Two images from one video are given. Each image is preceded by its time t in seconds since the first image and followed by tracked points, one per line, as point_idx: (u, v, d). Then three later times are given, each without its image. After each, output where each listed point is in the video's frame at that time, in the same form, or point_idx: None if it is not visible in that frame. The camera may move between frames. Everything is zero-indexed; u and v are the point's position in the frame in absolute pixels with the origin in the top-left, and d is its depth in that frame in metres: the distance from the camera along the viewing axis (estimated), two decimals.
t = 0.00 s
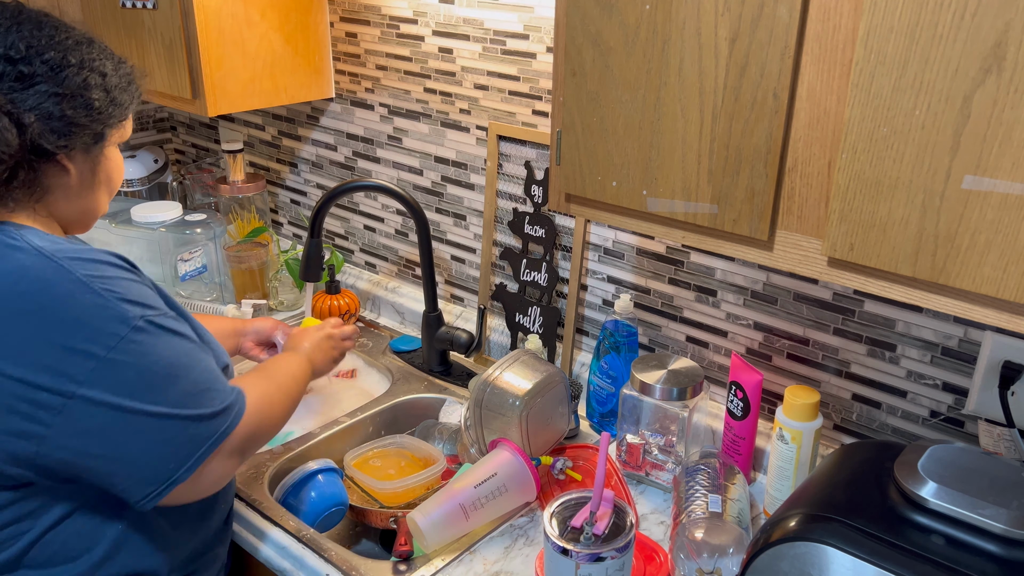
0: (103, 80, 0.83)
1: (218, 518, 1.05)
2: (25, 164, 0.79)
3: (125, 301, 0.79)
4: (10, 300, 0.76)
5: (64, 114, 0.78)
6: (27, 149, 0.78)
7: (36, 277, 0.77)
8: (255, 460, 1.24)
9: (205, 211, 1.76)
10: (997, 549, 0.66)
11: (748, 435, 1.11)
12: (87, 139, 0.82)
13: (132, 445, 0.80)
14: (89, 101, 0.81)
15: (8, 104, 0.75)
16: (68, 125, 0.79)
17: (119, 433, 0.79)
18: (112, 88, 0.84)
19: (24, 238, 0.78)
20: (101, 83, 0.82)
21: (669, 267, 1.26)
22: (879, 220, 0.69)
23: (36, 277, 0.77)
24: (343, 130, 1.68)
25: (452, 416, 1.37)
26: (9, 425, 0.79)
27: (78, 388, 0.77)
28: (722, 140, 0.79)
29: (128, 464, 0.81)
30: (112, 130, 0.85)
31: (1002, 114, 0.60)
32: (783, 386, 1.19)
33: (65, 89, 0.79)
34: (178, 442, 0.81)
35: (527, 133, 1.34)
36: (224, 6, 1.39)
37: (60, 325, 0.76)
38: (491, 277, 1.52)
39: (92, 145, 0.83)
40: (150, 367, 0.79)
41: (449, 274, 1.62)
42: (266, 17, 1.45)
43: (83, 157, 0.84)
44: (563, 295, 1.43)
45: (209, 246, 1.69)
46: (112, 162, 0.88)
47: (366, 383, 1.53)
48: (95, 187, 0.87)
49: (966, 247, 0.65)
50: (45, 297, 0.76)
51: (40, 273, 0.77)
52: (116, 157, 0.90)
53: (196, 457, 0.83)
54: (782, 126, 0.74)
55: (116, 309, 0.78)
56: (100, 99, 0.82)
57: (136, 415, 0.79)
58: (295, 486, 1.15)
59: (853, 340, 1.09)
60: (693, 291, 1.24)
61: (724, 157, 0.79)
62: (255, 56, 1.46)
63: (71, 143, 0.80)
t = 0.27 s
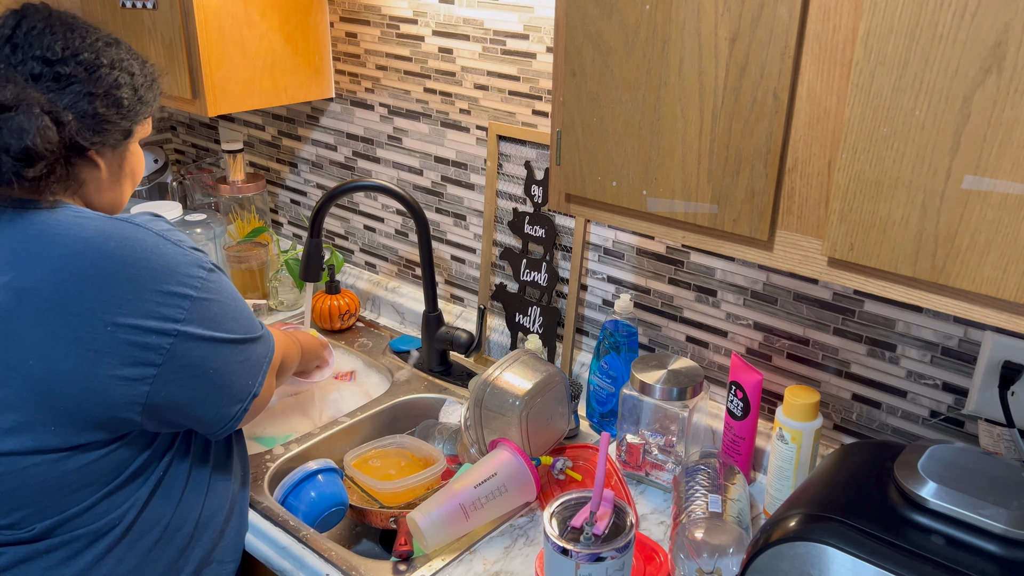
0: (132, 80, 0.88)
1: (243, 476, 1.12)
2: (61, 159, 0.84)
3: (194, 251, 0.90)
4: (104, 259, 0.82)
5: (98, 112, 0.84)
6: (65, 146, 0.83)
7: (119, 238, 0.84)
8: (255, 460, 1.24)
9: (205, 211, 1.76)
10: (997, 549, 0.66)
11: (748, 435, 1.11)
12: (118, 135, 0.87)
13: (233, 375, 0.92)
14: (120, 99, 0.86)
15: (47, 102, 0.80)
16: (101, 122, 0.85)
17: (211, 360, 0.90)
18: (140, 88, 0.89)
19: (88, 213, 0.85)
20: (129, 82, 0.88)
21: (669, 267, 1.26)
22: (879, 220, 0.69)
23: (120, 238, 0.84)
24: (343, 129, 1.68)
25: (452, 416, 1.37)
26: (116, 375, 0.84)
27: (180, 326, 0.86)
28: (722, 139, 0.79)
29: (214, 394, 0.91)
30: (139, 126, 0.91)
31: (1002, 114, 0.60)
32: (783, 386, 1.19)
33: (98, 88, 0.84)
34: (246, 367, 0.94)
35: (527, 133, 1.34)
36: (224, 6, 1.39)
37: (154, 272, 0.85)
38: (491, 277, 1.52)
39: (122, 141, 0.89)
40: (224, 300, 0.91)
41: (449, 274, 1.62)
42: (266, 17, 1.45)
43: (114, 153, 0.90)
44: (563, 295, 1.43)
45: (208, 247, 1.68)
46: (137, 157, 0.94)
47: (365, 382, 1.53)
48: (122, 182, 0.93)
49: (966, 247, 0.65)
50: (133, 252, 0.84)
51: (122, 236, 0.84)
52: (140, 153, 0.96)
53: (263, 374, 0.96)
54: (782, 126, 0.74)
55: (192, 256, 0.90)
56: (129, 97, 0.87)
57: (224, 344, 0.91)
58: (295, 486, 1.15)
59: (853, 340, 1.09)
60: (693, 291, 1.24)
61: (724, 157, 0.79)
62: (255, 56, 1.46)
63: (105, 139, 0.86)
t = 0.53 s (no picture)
0: (126, 84, 0.88)
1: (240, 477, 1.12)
2: (50, 163, 0.84)
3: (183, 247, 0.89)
4: (89, 261, 0.81)
5: (89, 116, 0.84)
6: (53, 149, 0.83)
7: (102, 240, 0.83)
8: (255, 460, 1.24)
9: (205, 211, 1.76)
10: (997, 549, 0.66)
11: (748, 435, 1.11)
12: (108, 139, 0.87)
13: (228, 374, 0.90)
14: (111, 103, 0.86)
15: (36, 105, 0.80)
16: (93, 126, 0.84)
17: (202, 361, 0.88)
18: (133, 92, 0.89)
19: (74, 216, 0.84)
20: (123, 86, 0.87)
21: (669, 267, 1.26)
22: (879, 219, 0.69)
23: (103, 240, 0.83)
24: (343, 129, 1.68)
25: (452, 416, 1.37)
26: (106, 381, 0.84)
27: (168, 329, 0.85)
28: (722, 139, 0.79)
29: (212, 393, 0.90)
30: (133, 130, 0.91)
31: (1002, 114, 0.60)
32: (783, 386, 1.19)
33: (90, 91, 0.84)
34: (244, 363, 0.92)
35: (527, 132, 1.34)
36: (224, 6, 1.39)
37: (138, 275, 0.83)
38: (491, 277, 1.52)
39: (113, 145, 0.88)
40: (215, 297, 0.89)
41: (449, 274, 1.62)
42: (266, 17, 1.45)
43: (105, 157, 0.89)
44: (563, 295, 1.43)
45: (209, 246, 1.69)
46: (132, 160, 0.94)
47: (365, 382, 1.53)
48: (116, 184, 0.94)
49: (967, 247, 0.65)
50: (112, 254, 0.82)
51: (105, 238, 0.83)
52: (134, 155, 0.95)
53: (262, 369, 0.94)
54: (782, 126, 0.74)
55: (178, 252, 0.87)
56: (122, 101, 0.87)
57: (217, 344, 0.89)
58: (295, 486, 1.15)
59: (853, 340, 1.09)
60: (693, 291, 1.24)
61: (724, 156, 0.79)
62: (255, 56, 1.46)
63: (94, 144, 0.86)
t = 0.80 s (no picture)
0: (96, 88, 0.84)
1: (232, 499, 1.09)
2: (14, 170, 0.82)
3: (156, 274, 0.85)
4: (50, 281, 0.80)
5: (54, 123, 0.81)
6: (15, 157, 0.80)
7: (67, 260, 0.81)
8: (255, 460, 1.24)
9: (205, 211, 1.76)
10: (997, 549, 0.66)
11: (748, 435, 1.11)
12: (77, 145, 0.84)
13: (188, 412, 0.86)
14: (79, 108, 0.82)
15: None
16: (60, 134, 0.81)
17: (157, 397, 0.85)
18: (104, 96, 0.85)
19: (47, 229, 0.83)
20: (92, 90, 0.84)
21: (669, 267, 1.26)
22: (879, 220, 0.69)
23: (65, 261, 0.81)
24: (343, 129, 1.68)
25: (452, 416, 1.37)
26: (61, 401, 0.84)
27: (124, 359, 0.82)
28: (722, 139, 0.79)
29: (171, 428, 0.86)
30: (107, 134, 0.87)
31: (1002, 114, 0.60)
32: (783, 386, 1.19)
33: (54, 97, 0.80)
34: (211, 400, 0.87)
35: (527, 133, 1.34)
36: (224, 6, 1.39)
37: (97, 301, 0.81)
38: (491, 277, 1.52)
39: (84, 150, 0.85)
40: (182, 331, 0.85)
41: (449, 274, 1.62)
42: (266, 18, 1.45)
43: (78, 162, 0.86)
44: (563, 295, 1.43)
45: (208, 247, 1.70)
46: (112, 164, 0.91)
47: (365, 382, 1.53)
48: (95, 188, 0.90)
49: (967, 247, 0.65)
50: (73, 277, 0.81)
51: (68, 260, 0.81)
52: (116, 158, 0.92)
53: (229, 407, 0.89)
54: (782, 127, 0.74)
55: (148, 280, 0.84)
56: (90, 106, 0.83)
57: (176, 381, 0.85)
58: (294, 486, 1.15)
59: (853, 340, 1.09)
60: (693, 291, 1.24)
61: (724, 156, 0.79)
62: (255, 56, 1.46)
63: (63, 150, 0.83)
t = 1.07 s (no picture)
0: (32, 105, 0.76)
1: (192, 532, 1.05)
2: None
3: (11, 335, 0.75)
4: None
5: None
6: None
7: None
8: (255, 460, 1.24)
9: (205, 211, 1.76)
10: (997, 549, 0.66)
11: (748, 435, 1.11)
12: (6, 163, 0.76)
13: None
14: (8, 125, 0.75)
15: None
16: None
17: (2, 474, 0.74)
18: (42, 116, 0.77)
19: None
20: (26, 106, 0.76)
21: (669, 267, 1.26)
22: (879, 220, 0.69)
23: None
24: (343, 130, 1.68)
25: (452, 416, 1.37)
26: None
27: None
28: (722, 139, 0.79)
29: None
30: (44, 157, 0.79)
31: (1002, 114, 0.60)
32: (783, 386, 1.19)
33: None
34: (38, 498, 0.76)
35: (527, 133, 1.34)
36: (224, 6, 1.39)
37: None
38: (491, 277, 1.52)
39: (18, 169, 0.78)
40: (13, 409, 0.74)
41: (450, 274, 1.62)
42: (266, 17, 1.45)
43: (16, 181, 0.79)
44: (563, 295, 1.43)
45: (209, 246, 1.69)
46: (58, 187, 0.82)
47: (365, 382, 1.53)
48: (42, 209, 0.83)
49: (967, 247, 0.65)
50: None
51: None
52: (72, 178, 0.84)
53: (68, 512, 0.77)
54: (782, 127, 0.74)
55: None
56: (22, 123, 0.75)
57: None
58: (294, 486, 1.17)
59: (853, 340, 1.09)
60: (693, 291, 1.24)
61: (724, 156, 0.79)
62: (255, 56, 1.46)
63: None
